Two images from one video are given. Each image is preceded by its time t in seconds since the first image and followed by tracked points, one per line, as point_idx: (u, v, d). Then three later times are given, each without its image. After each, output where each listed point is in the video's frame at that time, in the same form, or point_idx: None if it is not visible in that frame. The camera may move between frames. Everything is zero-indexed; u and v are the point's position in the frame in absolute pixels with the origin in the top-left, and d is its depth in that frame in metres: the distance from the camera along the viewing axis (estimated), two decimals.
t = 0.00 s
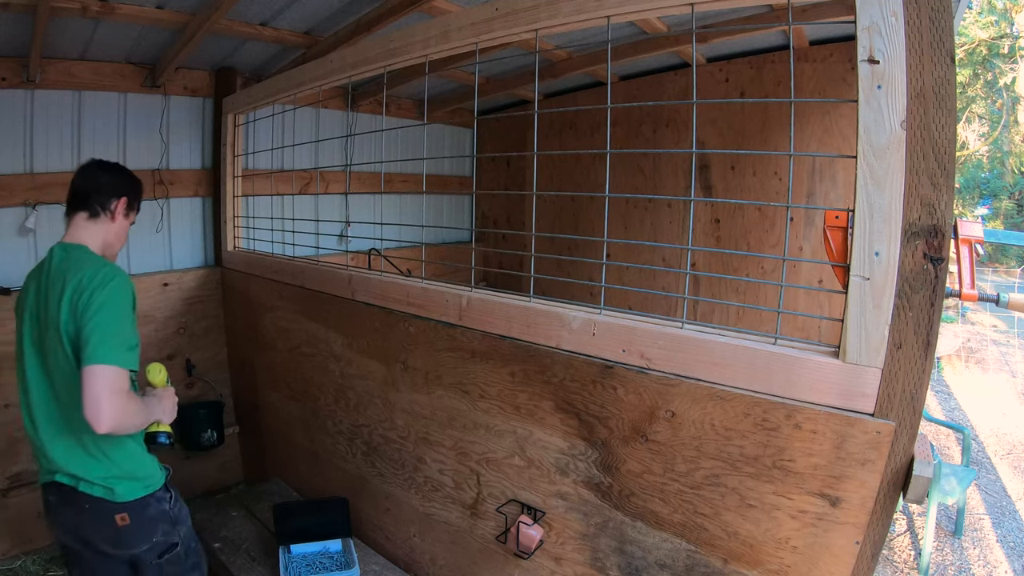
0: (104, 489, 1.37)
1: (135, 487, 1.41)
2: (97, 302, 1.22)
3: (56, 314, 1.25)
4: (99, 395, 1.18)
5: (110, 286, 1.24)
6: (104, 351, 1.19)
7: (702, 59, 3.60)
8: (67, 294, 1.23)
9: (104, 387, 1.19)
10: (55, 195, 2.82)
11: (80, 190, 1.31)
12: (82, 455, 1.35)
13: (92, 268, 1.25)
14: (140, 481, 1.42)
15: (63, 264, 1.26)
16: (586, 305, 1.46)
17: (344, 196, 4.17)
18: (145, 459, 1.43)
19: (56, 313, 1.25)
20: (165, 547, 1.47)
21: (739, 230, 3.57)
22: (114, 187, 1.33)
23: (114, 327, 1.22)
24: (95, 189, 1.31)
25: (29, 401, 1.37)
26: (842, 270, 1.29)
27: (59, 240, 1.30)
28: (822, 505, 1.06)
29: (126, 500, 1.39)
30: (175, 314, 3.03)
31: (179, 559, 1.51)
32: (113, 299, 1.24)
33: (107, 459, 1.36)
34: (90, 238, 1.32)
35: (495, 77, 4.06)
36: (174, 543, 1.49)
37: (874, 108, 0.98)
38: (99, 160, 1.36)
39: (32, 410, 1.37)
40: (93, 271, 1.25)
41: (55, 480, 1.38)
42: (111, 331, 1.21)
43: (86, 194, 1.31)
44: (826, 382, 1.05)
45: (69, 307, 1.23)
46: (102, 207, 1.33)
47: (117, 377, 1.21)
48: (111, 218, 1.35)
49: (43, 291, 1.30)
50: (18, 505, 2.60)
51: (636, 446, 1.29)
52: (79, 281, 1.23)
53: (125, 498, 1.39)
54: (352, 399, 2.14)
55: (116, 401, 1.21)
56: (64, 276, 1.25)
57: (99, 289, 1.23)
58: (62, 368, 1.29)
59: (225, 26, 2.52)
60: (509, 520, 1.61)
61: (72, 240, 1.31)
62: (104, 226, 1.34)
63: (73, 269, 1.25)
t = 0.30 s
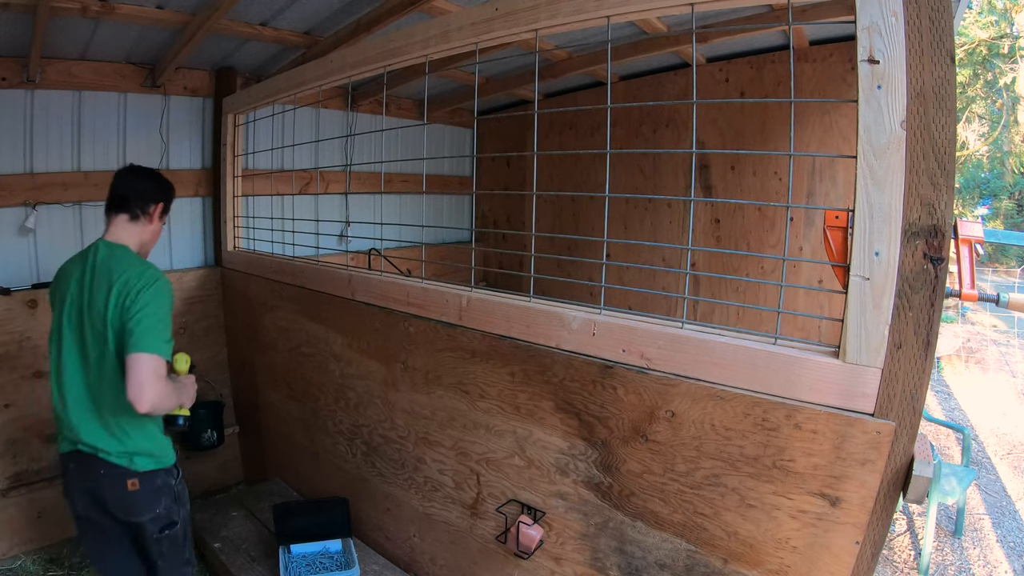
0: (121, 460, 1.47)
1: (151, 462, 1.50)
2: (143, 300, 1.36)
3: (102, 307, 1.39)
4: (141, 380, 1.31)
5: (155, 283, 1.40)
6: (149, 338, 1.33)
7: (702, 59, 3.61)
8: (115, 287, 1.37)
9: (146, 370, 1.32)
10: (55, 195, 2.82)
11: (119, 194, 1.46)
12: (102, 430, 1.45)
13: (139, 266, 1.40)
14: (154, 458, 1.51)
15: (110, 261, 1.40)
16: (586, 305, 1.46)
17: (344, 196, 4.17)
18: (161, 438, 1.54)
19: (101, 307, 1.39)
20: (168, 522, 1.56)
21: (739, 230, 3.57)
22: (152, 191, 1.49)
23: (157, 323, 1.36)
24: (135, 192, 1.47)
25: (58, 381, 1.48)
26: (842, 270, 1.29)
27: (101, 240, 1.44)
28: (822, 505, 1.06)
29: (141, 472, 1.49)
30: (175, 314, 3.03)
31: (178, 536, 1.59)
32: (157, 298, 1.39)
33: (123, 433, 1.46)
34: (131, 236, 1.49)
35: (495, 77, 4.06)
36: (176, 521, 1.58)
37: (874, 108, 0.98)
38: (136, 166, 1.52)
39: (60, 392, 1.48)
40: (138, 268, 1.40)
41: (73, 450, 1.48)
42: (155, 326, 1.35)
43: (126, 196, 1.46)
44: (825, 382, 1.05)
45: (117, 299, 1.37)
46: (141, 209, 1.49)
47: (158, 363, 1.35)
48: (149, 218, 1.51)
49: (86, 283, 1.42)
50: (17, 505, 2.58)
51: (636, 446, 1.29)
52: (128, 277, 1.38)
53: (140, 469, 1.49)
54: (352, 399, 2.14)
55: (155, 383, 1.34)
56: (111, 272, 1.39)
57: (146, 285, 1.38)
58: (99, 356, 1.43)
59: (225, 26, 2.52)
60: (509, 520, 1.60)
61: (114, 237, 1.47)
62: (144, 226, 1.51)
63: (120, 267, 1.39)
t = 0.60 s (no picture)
0: (128, 438, 1.72)
1: (154, 440, 1.75)
2: (153, 285, 1.59)
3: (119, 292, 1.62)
4: (154, 356, 1.53)
5: (165, 271, 1.62)
6: (157, 320, 1.55)
7: (702, 59, 3.61)
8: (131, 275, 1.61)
9: (157, 348, 1.54)
10: (55, 195, 2.82)
11: (136, 187, 1.71)
12: (115, 409, 1.71)
13: (151, 256, 1.63)
14: (157, 437, 1.76)
15: (127, 252, 1.64)
16: (586, 305, 1.46)
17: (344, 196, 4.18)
18: (165, 419, 1.77)
19: (117, 291, 1.63)
20: (169, 502, 1.79)
21: (739, 230, 3.57)
22: (163, 185, 1.74)
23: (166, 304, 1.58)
24: (148, 186, 1.71)
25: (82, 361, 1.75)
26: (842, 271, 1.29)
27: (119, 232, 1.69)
28: (822, 505, 1.06)
29: (144, 448, 1.74)
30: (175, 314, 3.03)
31: (179, 517, 1.82)
32: (166, 283, 1.61)
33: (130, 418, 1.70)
34: (144, 223, 1.74)
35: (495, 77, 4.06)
36: (177, 502, 1.81)
37: (874, 108, 0.98)
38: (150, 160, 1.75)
39: (86, 367, 1.76)
40: (150, 259, 1.63)
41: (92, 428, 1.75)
42: (165, 307, 1.58)
43: (141, 189, 1.71)
44: (826, 382, 1.05)
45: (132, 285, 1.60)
46: (154, 200, 1.74)
47: (167, 342, 1.57)
48: (161, 208, 1.76)
49: (105, 272, 1.66)
50: (18, 505, 2.56)
51: (636, 446, 1.29)
52: (142, 266, 1.61)
53: (143, 447, 1.74)
54: (352, 399, 2.14)
55: (166, 361, 1.56)
56: (127, 262, 1.62)
57: (156, 273, 1.61)
58: (117, 334, 1.68)
59: (225, 26, 2.52)
60: (509, 520, 1.60)
61: (130, 224, 1.72)
62: (156, 214, 1.76)
63: (135, 257, 1.62)
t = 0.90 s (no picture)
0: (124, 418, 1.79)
1: (147, 423, 1.80)
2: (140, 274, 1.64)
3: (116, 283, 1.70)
4: (129, 344, 1.58)
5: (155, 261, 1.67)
6: (138, 307, 1.59)
7: (702, 59, 3.61)
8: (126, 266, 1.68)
9: (136, 334, 1.58)
10: (55, 195, 2.82)
11: (148, 189, 1.74)
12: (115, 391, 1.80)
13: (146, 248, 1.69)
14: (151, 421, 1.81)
15: (128, 244, 1.72)
16: (586, 305, 1.46)
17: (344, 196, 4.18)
18: (159, 404, 1.81)
19: (115, 280, 1.71)
20: (164, 482, 1.83)
21: (739, 230, 3.57)
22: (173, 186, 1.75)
23: (148, 293, 1.61)
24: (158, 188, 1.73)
25: (101, 347, 1.91)
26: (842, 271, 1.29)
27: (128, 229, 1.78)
28: (822, 505, 1.06)
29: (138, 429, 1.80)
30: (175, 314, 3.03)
31: (175, 498, 1.85)
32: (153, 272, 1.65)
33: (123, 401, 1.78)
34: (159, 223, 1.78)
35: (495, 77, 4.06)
36: (172, 483, 1.84)
37: (874, 108, 0.98)
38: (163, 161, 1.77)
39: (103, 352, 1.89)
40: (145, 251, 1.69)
41: (103, 411, 1.86)
42: (146, 296, 1.61)
43: (153, 192, 1.74)
44: (826, 382, 1.05)
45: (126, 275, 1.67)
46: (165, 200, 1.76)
47: (145, 328, 1.60)
48: (174, 208, 1.79)
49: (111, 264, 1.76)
50: (18, 505, 2.56)
51: (635, 446, 1.29)
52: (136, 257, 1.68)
53: (138, 428, 1.79)
54: (352, 399, 2.14)
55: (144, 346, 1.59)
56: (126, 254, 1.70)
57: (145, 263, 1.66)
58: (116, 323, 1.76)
59: (225, 26, 2.52)
60: (509, 520, 1.60)
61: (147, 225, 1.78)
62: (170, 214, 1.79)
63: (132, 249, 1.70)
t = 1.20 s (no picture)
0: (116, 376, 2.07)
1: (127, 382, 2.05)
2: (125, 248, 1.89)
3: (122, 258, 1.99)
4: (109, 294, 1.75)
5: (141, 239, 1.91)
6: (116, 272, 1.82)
7: (702, 59, 3.61)
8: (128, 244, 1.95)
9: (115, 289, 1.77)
10: (55, 195, 2.81)
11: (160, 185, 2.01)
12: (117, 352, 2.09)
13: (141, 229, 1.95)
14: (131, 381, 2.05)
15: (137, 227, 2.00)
16: (586, 305, 1.46)
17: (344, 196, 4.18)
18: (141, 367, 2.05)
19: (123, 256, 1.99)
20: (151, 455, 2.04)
21: (739, 230, 3.57)
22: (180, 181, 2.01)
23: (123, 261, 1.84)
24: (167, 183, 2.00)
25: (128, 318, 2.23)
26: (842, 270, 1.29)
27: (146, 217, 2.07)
28: (822, 505, 1.06)
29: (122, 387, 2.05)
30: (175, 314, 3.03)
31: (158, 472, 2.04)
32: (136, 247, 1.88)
33: (126, 362, 2.05)
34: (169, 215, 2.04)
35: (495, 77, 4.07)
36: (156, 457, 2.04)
37: (874, 108, 0.98)
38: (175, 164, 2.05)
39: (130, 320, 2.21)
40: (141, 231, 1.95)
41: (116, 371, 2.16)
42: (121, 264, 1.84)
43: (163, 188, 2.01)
44: (826, 382, 1.05)
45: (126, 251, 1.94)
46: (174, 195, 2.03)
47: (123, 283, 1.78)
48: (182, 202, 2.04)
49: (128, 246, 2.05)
50: (18, 505, 2.56)
51: (636, 446, 1.29)
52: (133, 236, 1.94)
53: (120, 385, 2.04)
54: (352, 399, 2.14)
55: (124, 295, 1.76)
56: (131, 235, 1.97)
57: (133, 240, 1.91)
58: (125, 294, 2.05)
59: (225, 26, 2.52)
60: (509, 520, 1.60)
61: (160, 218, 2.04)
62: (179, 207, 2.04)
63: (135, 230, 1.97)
